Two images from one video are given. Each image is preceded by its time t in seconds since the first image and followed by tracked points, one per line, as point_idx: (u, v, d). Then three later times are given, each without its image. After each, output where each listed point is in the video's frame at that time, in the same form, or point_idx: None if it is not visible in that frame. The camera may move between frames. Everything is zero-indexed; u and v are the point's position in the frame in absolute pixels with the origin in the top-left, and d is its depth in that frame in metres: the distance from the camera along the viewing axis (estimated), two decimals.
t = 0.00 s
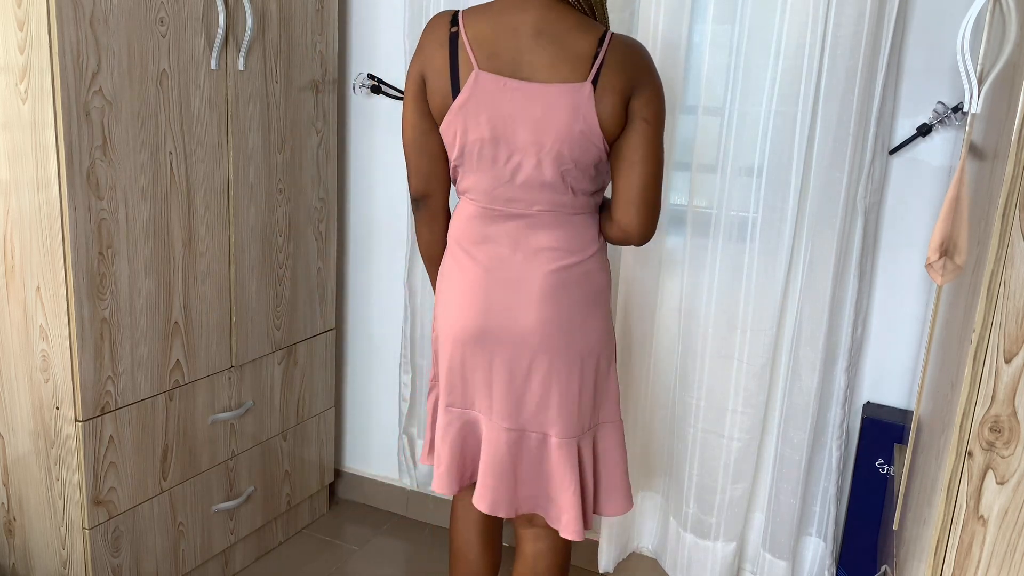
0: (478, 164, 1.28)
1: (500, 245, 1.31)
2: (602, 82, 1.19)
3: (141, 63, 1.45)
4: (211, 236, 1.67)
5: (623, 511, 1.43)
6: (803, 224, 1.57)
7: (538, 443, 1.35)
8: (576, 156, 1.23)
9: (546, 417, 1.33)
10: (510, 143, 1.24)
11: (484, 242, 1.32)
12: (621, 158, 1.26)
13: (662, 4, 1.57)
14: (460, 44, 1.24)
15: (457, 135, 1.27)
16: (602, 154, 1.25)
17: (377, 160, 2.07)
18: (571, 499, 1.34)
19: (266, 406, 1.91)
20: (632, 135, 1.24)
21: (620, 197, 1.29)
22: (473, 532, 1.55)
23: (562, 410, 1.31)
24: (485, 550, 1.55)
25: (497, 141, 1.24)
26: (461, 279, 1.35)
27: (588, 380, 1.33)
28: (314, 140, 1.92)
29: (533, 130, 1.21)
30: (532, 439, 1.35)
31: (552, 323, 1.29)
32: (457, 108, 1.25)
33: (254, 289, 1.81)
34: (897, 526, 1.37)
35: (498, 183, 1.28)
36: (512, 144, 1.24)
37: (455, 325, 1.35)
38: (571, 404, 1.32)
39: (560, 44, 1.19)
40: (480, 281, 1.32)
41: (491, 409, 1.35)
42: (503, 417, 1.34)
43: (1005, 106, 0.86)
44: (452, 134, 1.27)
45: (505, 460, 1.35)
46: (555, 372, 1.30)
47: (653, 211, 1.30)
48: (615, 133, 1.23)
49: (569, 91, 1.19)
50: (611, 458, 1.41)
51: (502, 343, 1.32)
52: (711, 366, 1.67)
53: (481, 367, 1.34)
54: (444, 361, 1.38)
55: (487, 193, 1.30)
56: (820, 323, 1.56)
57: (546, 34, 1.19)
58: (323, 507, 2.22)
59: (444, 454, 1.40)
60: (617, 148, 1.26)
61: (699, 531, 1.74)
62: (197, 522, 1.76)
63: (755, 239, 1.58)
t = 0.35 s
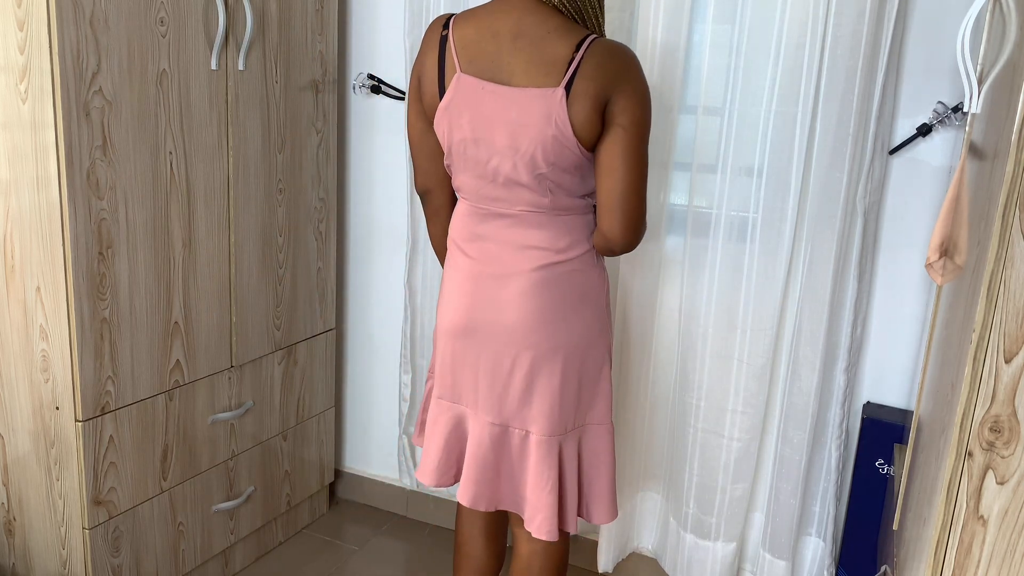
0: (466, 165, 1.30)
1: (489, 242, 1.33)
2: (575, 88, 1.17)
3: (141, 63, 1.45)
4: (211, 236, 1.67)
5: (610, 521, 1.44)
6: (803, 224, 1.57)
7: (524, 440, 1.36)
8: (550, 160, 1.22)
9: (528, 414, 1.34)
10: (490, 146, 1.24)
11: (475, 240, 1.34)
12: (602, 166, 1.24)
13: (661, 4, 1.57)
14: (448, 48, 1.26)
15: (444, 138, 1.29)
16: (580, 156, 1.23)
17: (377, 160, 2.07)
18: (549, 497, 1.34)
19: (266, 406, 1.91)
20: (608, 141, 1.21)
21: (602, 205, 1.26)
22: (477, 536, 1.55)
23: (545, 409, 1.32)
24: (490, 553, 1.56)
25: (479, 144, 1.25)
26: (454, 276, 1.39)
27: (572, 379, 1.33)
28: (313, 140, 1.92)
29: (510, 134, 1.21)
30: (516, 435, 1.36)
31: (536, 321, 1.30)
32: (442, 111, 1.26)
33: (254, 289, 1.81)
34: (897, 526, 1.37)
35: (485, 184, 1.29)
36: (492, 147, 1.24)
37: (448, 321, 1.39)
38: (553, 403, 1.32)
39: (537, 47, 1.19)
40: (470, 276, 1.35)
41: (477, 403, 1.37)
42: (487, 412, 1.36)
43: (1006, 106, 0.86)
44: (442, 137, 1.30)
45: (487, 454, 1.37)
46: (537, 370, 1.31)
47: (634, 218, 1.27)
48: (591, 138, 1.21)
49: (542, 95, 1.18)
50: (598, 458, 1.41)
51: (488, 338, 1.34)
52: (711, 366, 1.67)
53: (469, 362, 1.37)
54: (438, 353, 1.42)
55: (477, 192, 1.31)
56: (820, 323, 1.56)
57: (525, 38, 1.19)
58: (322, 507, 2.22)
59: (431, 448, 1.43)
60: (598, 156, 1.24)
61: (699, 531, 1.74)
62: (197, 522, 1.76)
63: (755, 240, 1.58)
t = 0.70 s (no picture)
0: (465, 166, 1.29)
1: (488, 241, 1.33)
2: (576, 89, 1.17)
3: (141, 63, 1.45)
4: (211, 236, 1.67)
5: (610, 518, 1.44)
6: (803, 224, 1.57)
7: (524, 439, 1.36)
8: (551, 161, 1.22)
9: (529, 414, 1.34)
10: (491, 147, 1.24)
11: (474, 240, 1.34)
12: (602, 166, 1.25)
13: (661, 4, 1.57)
14: (447, 49, 1.25)
15: (444, 139, 1.29)
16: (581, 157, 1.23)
17: (377, 160, 2.07)
18: (551, 496, 1.34)
19: (266, 406, 1.91)
20: (610, 141, 1.22)
21: (604, 204, 1.27)
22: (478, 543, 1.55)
23: (545, 408, 1.32)
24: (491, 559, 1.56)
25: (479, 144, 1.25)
26: (453, 276, 1.39)
27: (572, 378, 1.33)
28: (313, 140, 1.92)
29: (510, 134, 1.21)
30: (516, 434, 1.36)
31: (535, 321, 1.30)
32: (442, 112, 1.26)
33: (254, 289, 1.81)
34: (897, 526, 1.37)
35: (485, 184, 1.29)
36: (492, 147, 1.24)
37: (447, 321, 1.39)
38: (553, 403, 1.32)
39: (537, 48, 1.18)
40: (470, 275, 1.35)
41: (478, 403, 1.38)
42: (488, 412, 1.36)
43: (1006, 106, 0.86)
44: (441, 137, 1.30)
45: (488, 454, 1.37)
46: (538, 371, 1.31)
47: (637, 217, 1.27)
48: (592, 138, 1.21)
49: (542, 96, 1.18)
50: (598, 456, 1.41)
51: (488, 337, 1.34)
52: (711, 366, 1.67)
53: (469, 362, 1.37)
54: (438, 353, 1.42)
55: (477, 193, 1.31)
56: (820, 323, 1.56)
57: (524, 39, 1.19)
58: (322, 507, 2.22)
59: (431, 448, 1.43)
60: (600, 156, 1.24)
61: (699, 531, 1.74)
62: (197, 522, 1.76)
63: (755, 240, 1.58)
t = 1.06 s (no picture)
0: (471, 165, 1.29)
1: (491, 242, 1.32)
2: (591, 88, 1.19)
3: (141, 63, 1.45)
4: (211, 236, 1.67)
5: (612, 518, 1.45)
6: (803, 224, 1.57)
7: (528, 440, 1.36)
8: (564, 160, 1.23)
9: (533, 414, 1.34)
10: (501, 147, 1.24)
11: (477, 240, 1.33)
12: (615, 165, 1.27)
13: (661, 5, 1.57)
14: (453, 47, 1.24)
15: (450, 137, 1.28)
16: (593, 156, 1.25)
17: (377, 160, 2.07)
18: (555, 497, 1.35)
19: (266, 406, 1.91)
20: (624, 140, 1.24)
21: (618, 204, 1.29)
22: (470, 547, 1.55)
23: (549, 408, 1.32)
24: (485, 565, 1.56)
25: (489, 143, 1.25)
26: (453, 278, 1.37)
27: (575, 378, 1.33)
28: (313, 140, 1.92)
29: (522, 134, 1.22)
30: (519, 436, 1.36)
31: (541, 322, 1.30)
32: (450, 110, 1.25)
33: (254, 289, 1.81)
34: (896, 526, 1.37)
35: (492, 184, 1.28)
36: (503, 147, 1.24)
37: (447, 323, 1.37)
38: (558, 403, 1.32)
39: (550, 47, 1.19)
40: (471, 276, 1.33)
41: (480, 405, 1.37)
42: (492, 414, 1.35)
43: (1006, 106, 0.86)
44: (446, 136, 1.28)
45: (491, 457, 1.36)
46: (544, 372, 1.31)
47: (651, 214, 1.30)
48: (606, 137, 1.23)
49: (558, 96, 1.19)
50: (599, 456, 1.41)
51: (491, 338, 1.33)
52: (711, 367, 1.66)
53: (473, 364, 1.35)
54: (436, 355, 1.40)
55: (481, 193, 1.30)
56: (820, 323, 1.56)
57: (536, 38, 1.19)
58: (322, 507, 2.22)
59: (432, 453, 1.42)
60: (613, 155, 1.26)
61: (699, 531, 1.74)
62: (197, 522, 1.76)
63: (755, 240, 1.58)
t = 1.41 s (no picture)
0: (490, 164, 1.25)
1: (502, 240, 1.28)
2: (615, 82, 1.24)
3: (141, 63, 1.45)
4: (211, 236, 1.67)
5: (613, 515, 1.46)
6: (803, 224, 1.58)
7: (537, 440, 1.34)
8: (590, 155, 1.27)
9: (544, 413, 1.33)
10: (528, 145, 1.24)
11: (487, 237, 1.28)
12: (631, 159, 1.33)
13: (661, 5, 1.56)
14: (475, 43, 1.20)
15: (470, 136, 1.23)
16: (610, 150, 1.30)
17: (377, 160, 2.07)
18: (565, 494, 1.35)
19: (266, 406, 1.91)
20: (642, 134, 1.30)
21: (635, 196, 1.35)
22: (460, 558, 1.53)
23: (560, 406, 1.32)
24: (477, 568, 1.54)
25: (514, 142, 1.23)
26: (458, 277, 1.30)
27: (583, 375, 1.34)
28: (313, 140, 1.92)
29: (553, 131, 1.23)
30: (528, 436, 1.34)
31: (550, 321, 1.29)
32: (474, 108, 1.21)
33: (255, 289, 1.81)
34: (897, 526, 1.37)
35: (512, 182, 1.26)
36: (530, 144, 1.24)
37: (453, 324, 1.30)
38: (569, 400, 1.33)
39: (573, 45, 1.22)
40: (480, 275, 1.28)
41: (490, 409, 1.32)
42: (502, 415, 1.31)
43: (1006, 106, 0.86)
44: (464, 135, 1.24)
45: (502, 459, 1.33)
46: (553, 369, 1.30)
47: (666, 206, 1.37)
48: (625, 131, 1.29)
49: (588, 94, 1.22)
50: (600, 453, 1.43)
51: (505, 339, 1.29)
52: (711, 367, 1.66)
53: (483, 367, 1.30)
54: (437, 360, 1.32)
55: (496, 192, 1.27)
56: (820, 324, 1.56)
57: (561, 36, 1.21)
58: (322, 507, 2.22)
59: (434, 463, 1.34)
60: (629, 150, 1.32)
61: (699, 531, 1.74)
62: (197, 523, 1.76)
63: (755, 240, 1.58)
